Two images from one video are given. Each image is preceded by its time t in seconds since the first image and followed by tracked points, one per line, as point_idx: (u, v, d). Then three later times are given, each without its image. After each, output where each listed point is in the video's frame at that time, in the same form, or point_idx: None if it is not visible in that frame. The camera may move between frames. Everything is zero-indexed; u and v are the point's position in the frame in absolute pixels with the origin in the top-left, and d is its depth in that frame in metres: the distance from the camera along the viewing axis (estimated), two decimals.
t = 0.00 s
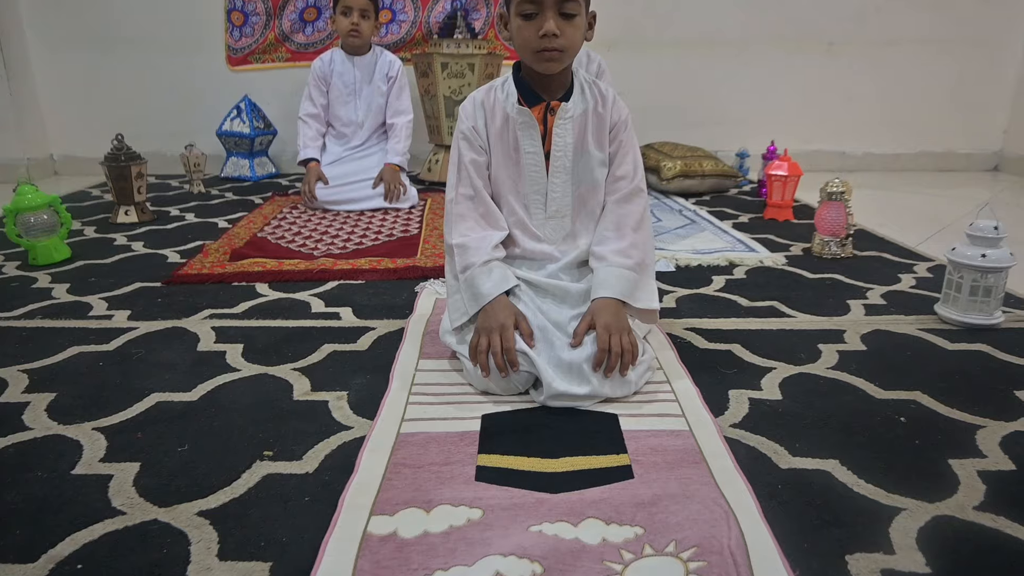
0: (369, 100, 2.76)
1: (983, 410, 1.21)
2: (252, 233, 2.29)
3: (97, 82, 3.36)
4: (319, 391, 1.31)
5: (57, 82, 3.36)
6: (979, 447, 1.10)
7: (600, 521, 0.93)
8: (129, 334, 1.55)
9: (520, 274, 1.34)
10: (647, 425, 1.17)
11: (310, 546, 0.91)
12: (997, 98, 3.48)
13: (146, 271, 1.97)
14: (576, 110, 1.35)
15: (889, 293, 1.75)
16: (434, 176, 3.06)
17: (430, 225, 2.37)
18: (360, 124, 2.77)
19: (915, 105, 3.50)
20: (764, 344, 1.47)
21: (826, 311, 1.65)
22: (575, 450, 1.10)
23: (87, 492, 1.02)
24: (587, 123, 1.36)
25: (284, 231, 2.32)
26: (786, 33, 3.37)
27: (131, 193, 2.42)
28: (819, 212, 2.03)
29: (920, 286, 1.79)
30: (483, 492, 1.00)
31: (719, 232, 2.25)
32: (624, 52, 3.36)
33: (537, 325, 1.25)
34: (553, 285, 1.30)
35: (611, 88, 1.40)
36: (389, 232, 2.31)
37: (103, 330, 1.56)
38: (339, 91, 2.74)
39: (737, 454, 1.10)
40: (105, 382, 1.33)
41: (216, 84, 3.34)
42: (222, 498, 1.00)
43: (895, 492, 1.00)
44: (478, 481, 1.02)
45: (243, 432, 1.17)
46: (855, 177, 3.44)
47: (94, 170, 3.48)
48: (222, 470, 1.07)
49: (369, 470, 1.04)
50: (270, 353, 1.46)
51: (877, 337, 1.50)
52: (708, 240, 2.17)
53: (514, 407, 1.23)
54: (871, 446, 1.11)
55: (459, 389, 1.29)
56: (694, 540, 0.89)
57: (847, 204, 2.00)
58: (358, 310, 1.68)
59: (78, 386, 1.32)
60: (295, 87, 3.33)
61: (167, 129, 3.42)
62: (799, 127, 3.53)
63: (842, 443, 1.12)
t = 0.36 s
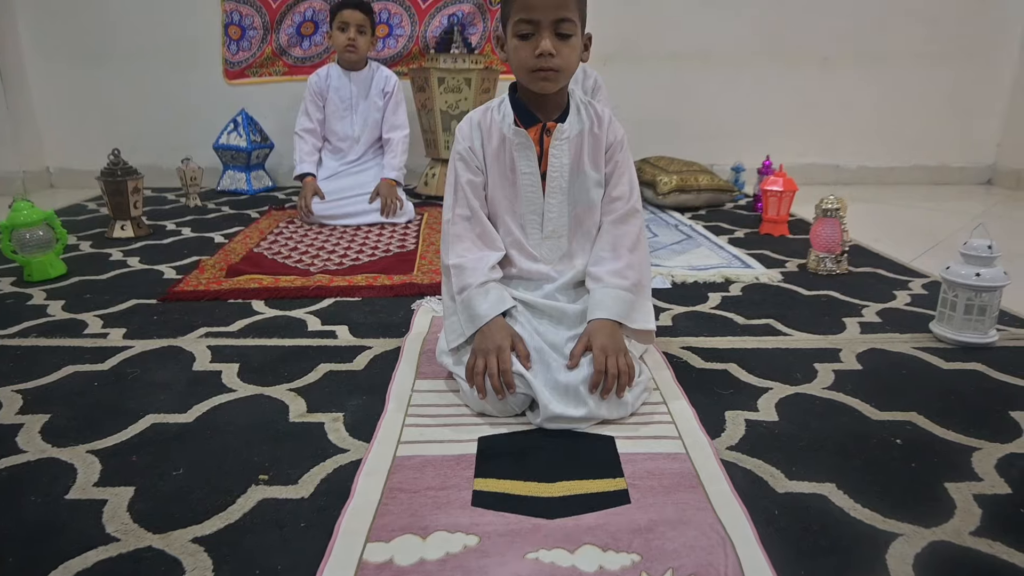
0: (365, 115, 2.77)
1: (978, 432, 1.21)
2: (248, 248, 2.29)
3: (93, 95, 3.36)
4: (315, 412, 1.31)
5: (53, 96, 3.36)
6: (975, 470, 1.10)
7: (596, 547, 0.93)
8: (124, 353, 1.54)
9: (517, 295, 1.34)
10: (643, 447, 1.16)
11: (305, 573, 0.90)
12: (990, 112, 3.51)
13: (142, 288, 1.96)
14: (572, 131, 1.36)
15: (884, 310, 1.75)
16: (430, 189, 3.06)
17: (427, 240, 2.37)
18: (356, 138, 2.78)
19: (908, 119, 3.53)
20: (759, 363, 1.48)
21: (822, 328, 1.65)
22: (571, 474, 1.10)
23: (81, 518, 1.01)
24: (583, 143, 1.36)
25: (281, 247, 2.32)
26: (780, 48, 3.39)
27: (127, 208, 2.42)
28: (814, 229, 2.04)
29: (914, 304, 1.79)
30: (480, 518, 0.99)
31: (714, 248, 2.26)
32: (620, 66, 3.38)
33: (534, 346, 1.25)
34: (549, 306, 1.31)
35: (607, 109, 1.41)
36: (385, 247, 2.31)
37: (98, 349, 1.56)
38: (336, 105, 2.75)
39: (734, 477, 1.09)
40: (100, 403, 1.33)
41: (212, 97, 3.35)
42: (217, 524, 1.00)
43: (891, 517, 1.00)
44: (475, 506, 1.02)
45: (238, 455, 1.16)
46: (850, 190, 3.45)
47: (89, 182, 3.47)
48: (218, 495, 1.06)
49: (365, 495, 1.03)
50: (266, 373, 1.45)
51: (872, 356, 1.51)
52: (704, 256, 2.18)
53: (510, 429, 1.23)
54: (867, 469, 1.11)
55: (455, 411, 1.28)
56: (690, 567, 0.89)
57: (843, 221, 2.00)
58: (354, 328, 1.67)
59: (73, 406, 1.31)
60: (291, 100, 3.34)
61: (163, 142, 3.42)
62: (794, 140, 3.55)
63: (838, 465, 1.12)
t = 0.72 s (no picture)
0: (365, 138, 2.79)
1: (974, 466, 1.21)
2: (246, 272, 2.30)
3: (94, 117, 3.38)
4: (312, 442, 1.30)
5: (54, 118, 3.38)
6: (971, 506, 1.10)
7: None
8: (121, 380, 1.54)
9: (515, 325, 1.35)
10: (641, 480, 1.16)
11: None
12: (983, 139, 3.55)
13: (139, 312, 1.96)
14: (570, 163, 1.37)
15: (880, 339, 1.76)
16: (428, 212, 3.08)
17: (424, 264, 2.38)
18: (356, 162, 2.80)
19: (902, 144, 3.56)
20: (756, 393, 1.48)
21: (818, 358, 1.66)
22: (569, 508, 1.09)
23: (75, 553, 1.00)
24: (581, 175, 1.37)
25: (279, 270, 2.33)
26: (775, 74, 3.43)
27: (126, 231, 2.43)
28: (810, 256, 2.05)
29: (910, 332, 1.80)
30: (477, 554, 0.99)
31: (711, 274, 2.27)
32: (617, 91, 3.42)
33: (531, 378, 1.26)
34: (547, 337, 1.31)
35: (605, 140, 1.42)
36: (383, 271, 2.32)
37: (95, 376, 1.56)
38: (336, 129, 2.77)
39: (731, 512, 1.09)
40: (96, 433, 1.32)
41: (212, 120, 3.37)
42: (213, 559, 0.99)
43: (888, 554, 1.00)
44: (472, 541, 1.02)
45: (234, 487, 1.16)
46: (845, 215, 3.48)
47: (88, 203, 3.48)
48: (214, 529, 1.06)
49: (361, 530, 1.03)
50: (264, 402, 1.45)
51: (868, 386, 1.51)
52: (701, 282, 2.19)
53: (507, 461, 1.23)
54: (864, 504, 1.11)
55: (453, 442, 1.28)
56: None
57: (838, 249, 2.02)
58: (351, 355, 1.67)
59: (69, 436, 1.31)
60: (291, 123, 3.37)
61: (163, 164, 3.43)
62: (790, 164, 3.58)
63: (835, 501, 1.12)
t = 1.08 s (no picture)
0: (364, 150, 2.80)
1: (969, 483, 1.22)
2: (244, 284, 2.30)
3: (93, 128, 3.39)
4: (310, 460, 1.31)
5: (53, 129, 3.39)
6: (966, 525, 1.11)
7: None
8: (120, 396, 1.54)
9: (512, 342, 1.35)
10: (638, 498, 1.17)
11: None
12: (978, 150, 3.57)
13: (138, 325, 1.97)
14: (567, 180, 1.38)
15: (876, 353, 1.77)
16: (426, 223, 3.09)
17: (422, 276, 2.39)
18: (354, 173, 2.81)
19: (899, 155, 3.58)
20: (752, 409, 1.49)
21: (814, 372, 1.67)
22: (566, 527, 1.10)
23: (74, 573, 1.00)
24: (578, 193, 1.38)
25: (277, 282, 2.33)
26: (772, 86, 3.45)
27: (124, 243, 2.43)
28: (806, 269, 2.06)
29: (905, 346, 1.81)
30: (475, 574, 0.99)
31: (708, 286, 2.28)
32: (614, 102, 3.43)
33: (529, 395, 1.26)
34: (544, 354, 1.32)
35: (602, 158, 1.43)
36: (381, 283, 2.33)
37: (93, 391, 1.56)
38: (336, 141, 2.78)
39: (728, 530, 1.10)
40: (95, 450, 1.32)
41: (211, 131, 3.38)
42: None
43: (883, 573, 1.01)
44: (470, 561, 1.02)
45: (232, 507, 1.16)
46: (842, 226, 3.49)
47: (86, 213, 3.48)
48: (212, 549, 1.06)
49: (359, 549, 1.04)
50: (262, 418, 1.45)
51: (864, 401, 1.52)
52: (698, 295, 2.20)
53: (504, 478, 1.23)
54: (859, 523, 1.11)
55: (450, 459, 1.29)
56: None
57: (834, 262, 2.03)
58: (349, 370, 1.68)
59: (67, 453, 1.31)
60: (290, 133, 3.38)
61: (162, 175, 3.44)
62: (786, 175, 3.60)
63: (831, 519, 1.12)
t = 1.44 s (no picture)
0: (356, 157, 2.81)
1: (959, 491, 1.23)
2: (237, 293, 2.30)
3: (84, 136, 3.37)
4: (303, 473, 1.31)
5: (44, 137, 3.37)
6: (956, 534, 1.12)
7: None
8: (112, 409, 1.54)
9: (505, 353, 1.36)
10: (631, 510, 1.17)
11: None
12: (969, 153, 3.59)
13: (130, 337, 1.96)
14: (558, 191, 1.38)
15: (867, 360, 1.78)
16: (419, 229, 3.09)
17: (415, 284, 2.39)
18: (347, 181, 2.81)
19: (890, 159, 3.60)
20: (745, 417, 1.50)
21: (806, 380, 1.68)
22: (559, 540, 1.10)
23: None
24: (569, 204, 1.39)
25: (270, 291, 2.33)
26: (763, 90, 3.47)
27: (116, 252, 2.42)
28: (798, 275, 2.07)
29: (896, 352, 1.82)
30: None
31: (700, 292, 2.29)
32: (607, 107, 3.44)
33: (522, 407, 1.26)
34: (536, 365, 1.32)
35: (592, 168, 1.44)
36: (374, 291, 2.32)
37: (85, 405, 1.55)
38: (328, 148, 2.78)
39: (720, 541, 1.10)
40: (87, 466, 1.32)
41: (203, 138, 3.37)
42: None
43: None
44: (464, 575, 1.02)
45: (225, 522, 1.16)
46: (834, 230, 3.51)
47: (78, 222, 3.47)
48: (204, 566, 1.06)
49: (353, 565, 1.04)
50: (255, 430, 1.45)
51: (855, 409, 1.53)
52: (690, 301, 2.20)
53: (498, 491, 1.23)
54: (851, 533, 1.12)
55: (444, 472, 1.29)
56: None
57: (825, 268, 2.03)
58: (342, 381, 1.68)
59: (59, 469, 1.31)
60: (282, 140, 3.37)
61: (154, 183, 3.43)
62: (778, 180, 3.61)
63: (822, 530, 1.13)
